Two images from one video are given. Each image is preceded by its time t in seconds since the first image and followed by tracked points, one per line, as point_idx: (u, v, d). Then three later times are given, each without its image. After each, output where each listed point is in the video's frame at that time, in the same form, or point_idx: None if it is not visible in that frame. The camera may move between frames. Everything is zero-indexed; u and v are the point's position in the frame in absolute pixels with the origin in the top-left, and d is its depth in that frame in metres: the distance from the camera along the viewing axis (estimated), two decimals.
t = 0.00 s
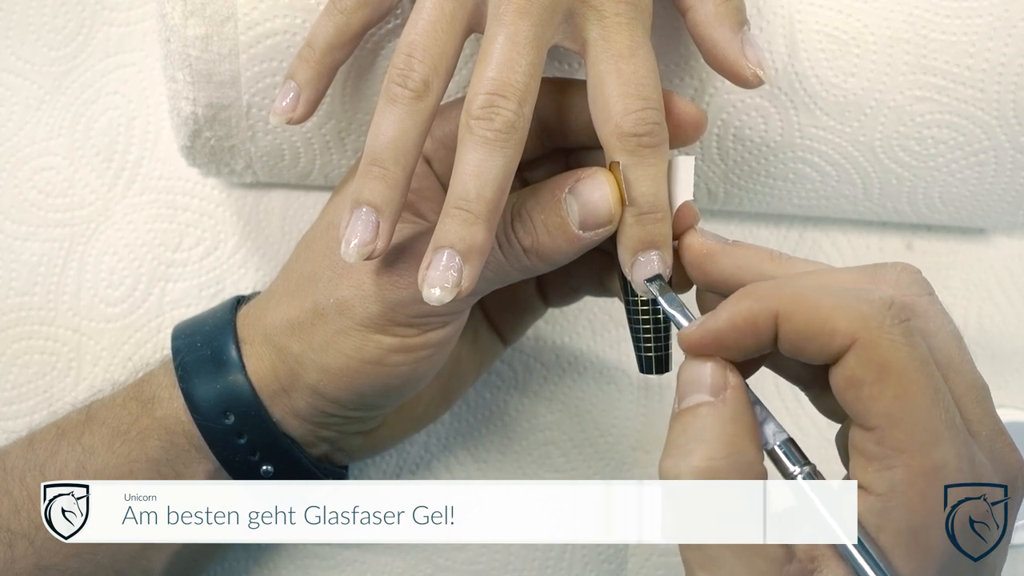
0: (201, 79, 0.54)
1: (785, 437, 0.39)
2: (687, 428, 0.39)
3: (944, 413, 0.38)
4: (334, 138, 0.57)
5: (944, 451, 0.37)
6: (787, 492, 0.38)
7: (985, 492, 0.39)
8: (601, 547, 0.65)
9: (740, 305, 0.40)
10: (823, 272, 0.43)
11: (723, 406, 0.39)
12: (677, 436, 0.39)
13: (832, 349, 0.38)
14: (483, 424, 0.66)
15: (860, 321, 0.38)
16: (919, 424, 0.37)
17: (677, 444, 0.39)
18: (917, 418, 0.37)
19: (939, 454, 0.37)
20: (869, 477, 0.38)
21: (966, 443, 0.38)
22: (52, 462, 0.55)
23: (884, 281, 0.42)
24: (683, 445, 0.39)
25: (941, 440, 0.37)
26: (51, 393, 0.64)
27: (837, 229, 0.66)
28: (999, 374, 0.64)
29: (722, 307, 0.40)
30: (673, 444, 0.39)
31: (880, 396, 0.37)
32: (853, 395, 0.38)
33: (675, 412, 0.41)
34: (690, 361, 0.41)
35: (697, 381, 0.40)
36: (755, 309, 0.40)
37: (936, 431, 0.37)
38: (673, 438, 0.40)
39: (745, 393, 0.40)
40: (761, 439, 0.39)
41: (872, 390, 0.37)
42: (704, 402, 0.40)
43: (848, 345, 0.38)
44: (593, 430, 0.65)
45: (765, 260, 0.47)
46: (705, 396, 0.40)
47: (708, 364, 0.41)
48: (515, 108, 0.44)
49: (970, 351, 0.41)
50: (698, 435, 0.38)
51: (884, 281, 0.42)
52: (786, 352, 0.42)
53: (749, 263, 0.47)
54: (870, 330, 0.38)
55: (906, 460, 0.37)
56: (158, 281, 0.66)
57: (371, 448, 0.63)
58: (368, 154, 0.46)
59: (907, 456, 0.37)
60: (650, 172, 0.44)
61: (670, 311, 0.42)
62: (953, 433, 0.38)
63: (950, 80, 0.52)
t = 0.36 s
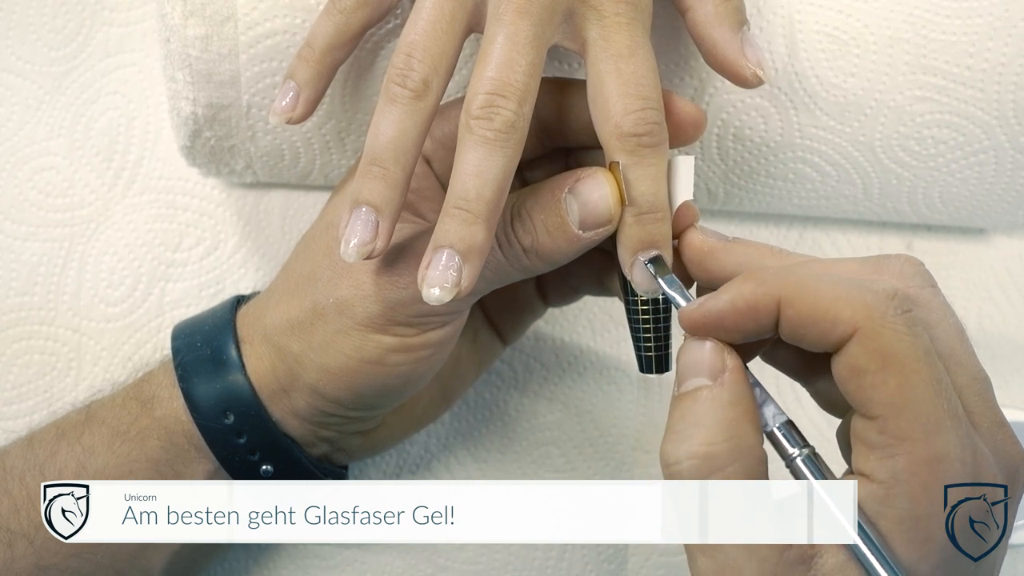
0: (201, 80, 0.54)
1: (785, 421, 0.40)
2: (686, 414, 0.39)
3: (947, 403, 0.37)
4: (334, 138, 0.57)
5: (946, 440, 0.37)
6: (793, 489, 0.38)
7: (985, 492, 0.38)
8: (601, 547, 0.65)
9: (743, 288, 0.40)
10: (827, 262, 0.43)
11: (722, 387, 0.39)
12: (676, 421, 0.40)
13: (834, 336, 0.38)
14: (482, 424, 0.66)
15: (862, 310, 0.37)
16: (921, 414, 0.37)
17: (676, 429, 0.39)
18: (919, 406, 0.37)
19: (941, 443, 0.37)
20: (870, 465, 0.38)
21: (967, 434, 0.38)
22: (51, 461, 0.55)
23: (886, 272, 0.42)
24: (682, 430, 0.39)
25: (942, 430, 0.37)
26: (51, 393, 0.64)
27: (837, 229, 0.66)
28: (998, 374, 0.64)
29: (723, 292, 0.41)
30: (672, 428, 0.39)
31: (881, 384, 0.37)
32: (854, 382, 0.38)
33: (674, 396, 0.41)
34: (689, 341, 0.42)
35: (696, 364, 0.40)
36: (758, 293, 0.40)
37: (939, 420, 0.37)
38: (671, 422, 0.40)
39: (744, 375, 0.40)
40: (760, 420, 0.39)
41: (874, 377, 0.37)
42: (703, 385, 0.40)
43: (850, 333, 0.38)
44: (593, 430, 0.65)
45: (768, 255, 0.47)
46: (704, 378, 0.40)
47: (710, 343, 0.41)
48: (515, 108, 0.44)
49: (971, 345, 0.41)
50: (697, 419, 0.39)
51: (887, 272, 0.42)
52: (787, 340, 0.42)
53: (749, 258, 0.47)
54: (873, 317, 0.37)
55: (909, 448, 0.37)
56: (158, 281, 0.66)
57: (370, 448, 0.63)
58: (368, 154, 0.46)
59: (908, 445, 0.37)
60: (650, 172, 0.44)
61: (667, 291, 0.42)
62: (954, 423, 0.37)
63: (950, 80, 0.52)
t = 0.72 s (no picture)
0: (201, 80, 0.54)
1: (790, 422, 0.39)
2: (691, 416, 0.39)
3: (951, 403, 0.38)
4: (334, 138, 0.57)
5: (950, 440, 0.37)
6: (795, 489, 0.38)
7: (985, 491, 0.38)
8: (601, 547, 0.65)
9: (748, 290, 0.40)
10: (828, 263, 0.43)
11: (727, 390, 0.39)
12: (680, 424, 0.39)
13: (839, 336, 0.38)
14: (482, 424, 0.66)
15: (868, 311, 0.38)
16: (926, 414, 0.37)
17: (680, 432, 0.39)
18: (924, 407, 0.37)
19: (945, 443, 0.37)
20: (875, 466, 0.38)
21: (971, 434, 0.38)
22: (51, 461, 0.55)
23: (888, 273, 0.42)
24: (687, 433, 0.39)
25: (947, 430, 0.37)
26: (51, 393, 0.64)
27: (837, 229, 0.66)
28: (998, 374, 0.64)
29: (728, 293, 0.40)
30: (677, 432, 0.39)
31: (887, 385, 0.37)
32: (859, 382, 0.38)
33: (679, 398, 0.40)
34: (694, 343, 0.41)
35: (701, 366, 0.40)
36: (763, 294, 0.40)
37: (943, 421, 0.37)
38: (676, 424, 0.40)
39: (750, 378, 0.40)
40: (766, 422, 0.39)
41: (879, 377, 0.37)
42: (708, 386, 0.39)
43: (855, 334, 0.38)
44: (593, 429, 0.65)
45: (768, 257, 0.47)
46: (710, 380, 0.40)
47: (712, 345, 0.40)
48: (514, 108, 0.44)
49: (974, 345, 0.41)
50: (702, 421, 0.38)
51: (889, 273, 0.42)
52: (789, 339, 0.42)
53: (749, 261, 0.47)
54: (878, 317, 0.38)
55: (914, 449, 0.37)
56: (158, 281, 0.66)
57: (370, 448, 0.63)
58: (368, 154, 0.46)
59: (914, 445, 0.37)
60: (649, 172, 0.44)
61: (672, 295, 0.42)
62: (958, 423, 0.38)
63: (950, 80, 0.52)
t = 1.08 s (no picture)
0: (201, 79, 0.54)
1: (796, 435, 0.39)
2: (697, 427, 0.39)
3: (953, 407, 0.37)
4: (334, 138, 0.57)
5: (953, 445, 0.37)
6: (798, 490, 0.38)
7: (985, 492, 0.38)
8: (601, 547, 0.65)
9: (749, 302, 0.40)
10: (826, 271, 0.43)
11: (734, 403, 0.39)
12: (686, 434, 0.39)
13: (841, 344, 0.38)
14: (482, 425, 0.66)
15: (868, 317, 0.38)
16: (929, 419, 0.37)
17: (687, 443, 0.39)
18: (927, 412, 0.37)
19: (949, 448, 0.37)
20: (879, 472, 0.38)
21: (975, 440, 0.38)
22: (51, 461, 0.55)
23: (885, 278, 0.41)
24: (693, 444, 0.38)
25: (949, 434, 0.37)
26: (51, 393, 0.64)
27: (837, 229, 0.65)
28: (999, 375, 0.64)
29: (729, 307, 0.40)
30: (684, 443, 0.39)
31: (890, 391, 0.37)
32: (861, 390, 0.38)
33: (684, 410, 0.40)
34: (698, 359, 0.41)
35: (708, 381, 0.40)
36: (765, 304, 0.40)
37: (946, 425, 0.37)
38: (682, 438, 0.39)
39: (756, 393, 0.39)
40: (772, 436, 0.39)
41: (881, 384, 0.37)
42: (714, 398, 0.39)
43: (856, 341, 0.38)
44: (592, 429, 0.65)
45: (767, 261, 0.47)
46: (715, 393, 0.39)
47: (716, 363, 0.40)
48: (513, 108, 0.44)
49: (972, 347, 0.41)
50: (708, 432, 0.38)
51: (886, 278, 0.41)
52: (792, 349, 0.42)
53: (748, 263, 0.47)
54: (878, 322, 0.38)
55: (917, 453, 0.37)
56: (158, 281, 0.66)
57: (370, 448, 0.63)
58: (367, 154, 0.46)
59: (917, 450, 0.37)
60: (648, 173, 0.44)
61: (672, 312, 0.42)
62: (961, 428, 0.38)
63: (950, 80, 0.52)
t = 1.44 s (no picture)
0: (201, 80, 0.54)
1: (797, 429, 0.40)
2: (698, 420, 0.39)
3: (955, 402, 0.37)
4: (334, 138, 0.57)
5: (954, 439, 0.37)
6: (802, 488, 0.38)
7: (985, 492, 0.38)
8: (601, 547, 0.65)
9: (751, 295, 0.40)
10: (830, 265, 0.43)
11: (735, 397, 0.39)
12: (688, 427, 0.39)
13: (843, 337, 0.39)
14: (482, 425, 0.66)
15: (870, 311, 0.38)
16: (931, 413, 0.37)
17: (688, 436, 0.39)
18: (928, 405, 0.37)
19: (949, 442, 0.37)
20: (880, 465, 0.38)
21: (976, 432, 0.38)
22: (51, 460, 0.55)
23: (887, 274, 0.42)
24: (695, 437, 0.38)
25: (950, 428, 0.37)
26: (51, 393, 0.64)
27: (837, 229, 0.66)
28: (999, 374, 0.64)
29: (732, 301, 0.41)
30: (686, 436, 0.39)
31: (891, 384, 0.37)
32: (863, 383, 0.38)
33: (686, 403, 0.40)
34: (701, 354, 0.41)
35: (710, 374, 0.40)
36: (767, 296, 0.40)
37: (948, 419, 0.37)
38: (683, 430, 0.40)
39: (758, 386, 0.39)
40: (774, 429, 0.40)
41: (883, 376, 0.37)
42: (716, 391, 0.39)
43: (858, 334, 0.38)
44: (592, 429, 0.65)
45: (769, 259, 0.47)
46: (717, 386, 0.39)
47: (718, 357, 0.40)
48: (514, 108, 0.44)
49: (974, 342, 0.41)
50: (710, 426, 0.38)
51: (888, 273, 0.42)
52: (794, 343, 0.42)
53: (749, 262, 0.47)
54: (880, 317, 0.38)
55: (917, 446, 0.37)
56: (158, 281, 0.66)
57: (370, 448, 0.63)
58: (367, 154, 0.46)
59: (918, 443, 0.37)
60: (648, 173, 0.44)
61: (673, 305, 0.42)
62: (962, 422, 0.37)
63: (950, 80, 0.52)
